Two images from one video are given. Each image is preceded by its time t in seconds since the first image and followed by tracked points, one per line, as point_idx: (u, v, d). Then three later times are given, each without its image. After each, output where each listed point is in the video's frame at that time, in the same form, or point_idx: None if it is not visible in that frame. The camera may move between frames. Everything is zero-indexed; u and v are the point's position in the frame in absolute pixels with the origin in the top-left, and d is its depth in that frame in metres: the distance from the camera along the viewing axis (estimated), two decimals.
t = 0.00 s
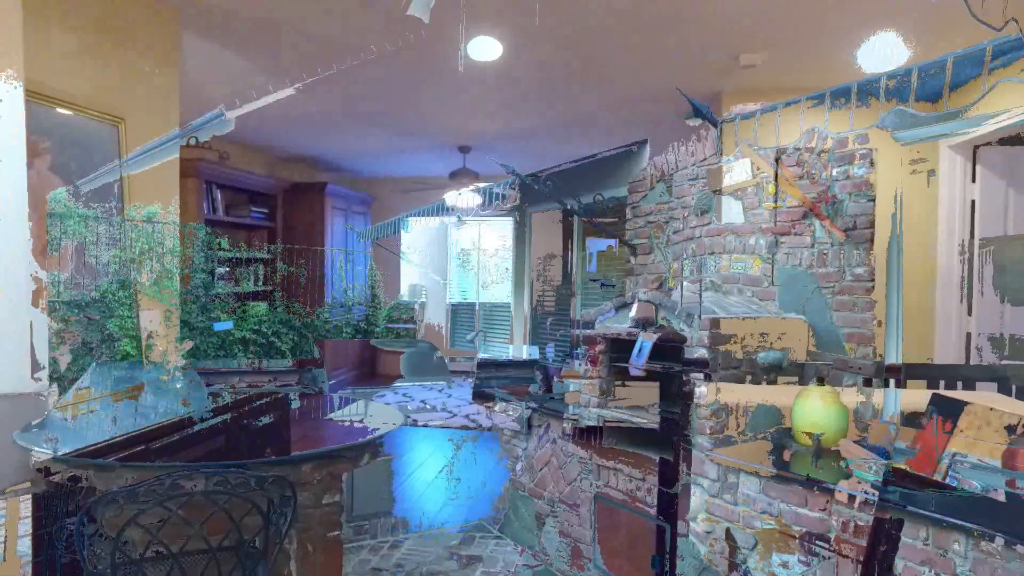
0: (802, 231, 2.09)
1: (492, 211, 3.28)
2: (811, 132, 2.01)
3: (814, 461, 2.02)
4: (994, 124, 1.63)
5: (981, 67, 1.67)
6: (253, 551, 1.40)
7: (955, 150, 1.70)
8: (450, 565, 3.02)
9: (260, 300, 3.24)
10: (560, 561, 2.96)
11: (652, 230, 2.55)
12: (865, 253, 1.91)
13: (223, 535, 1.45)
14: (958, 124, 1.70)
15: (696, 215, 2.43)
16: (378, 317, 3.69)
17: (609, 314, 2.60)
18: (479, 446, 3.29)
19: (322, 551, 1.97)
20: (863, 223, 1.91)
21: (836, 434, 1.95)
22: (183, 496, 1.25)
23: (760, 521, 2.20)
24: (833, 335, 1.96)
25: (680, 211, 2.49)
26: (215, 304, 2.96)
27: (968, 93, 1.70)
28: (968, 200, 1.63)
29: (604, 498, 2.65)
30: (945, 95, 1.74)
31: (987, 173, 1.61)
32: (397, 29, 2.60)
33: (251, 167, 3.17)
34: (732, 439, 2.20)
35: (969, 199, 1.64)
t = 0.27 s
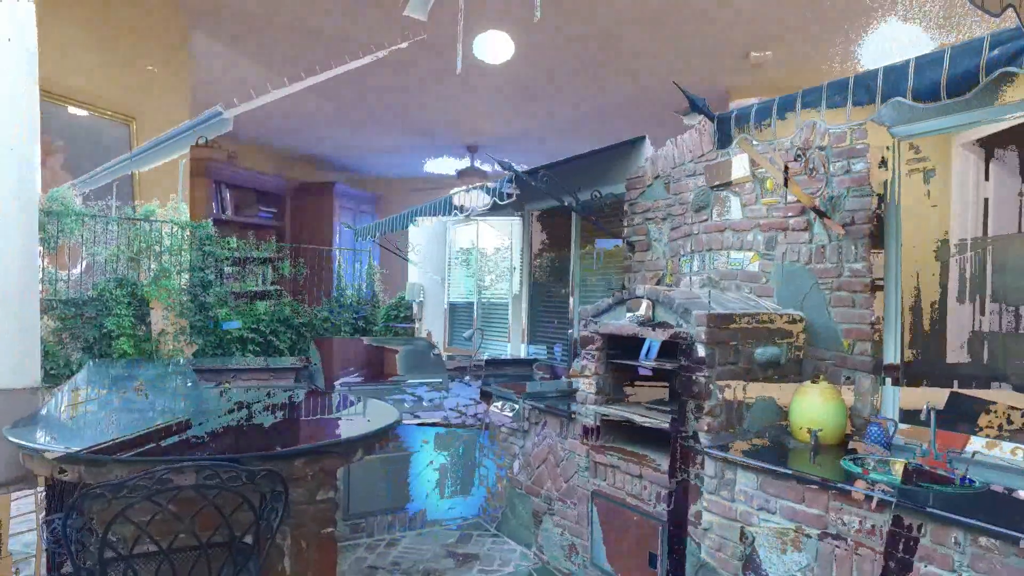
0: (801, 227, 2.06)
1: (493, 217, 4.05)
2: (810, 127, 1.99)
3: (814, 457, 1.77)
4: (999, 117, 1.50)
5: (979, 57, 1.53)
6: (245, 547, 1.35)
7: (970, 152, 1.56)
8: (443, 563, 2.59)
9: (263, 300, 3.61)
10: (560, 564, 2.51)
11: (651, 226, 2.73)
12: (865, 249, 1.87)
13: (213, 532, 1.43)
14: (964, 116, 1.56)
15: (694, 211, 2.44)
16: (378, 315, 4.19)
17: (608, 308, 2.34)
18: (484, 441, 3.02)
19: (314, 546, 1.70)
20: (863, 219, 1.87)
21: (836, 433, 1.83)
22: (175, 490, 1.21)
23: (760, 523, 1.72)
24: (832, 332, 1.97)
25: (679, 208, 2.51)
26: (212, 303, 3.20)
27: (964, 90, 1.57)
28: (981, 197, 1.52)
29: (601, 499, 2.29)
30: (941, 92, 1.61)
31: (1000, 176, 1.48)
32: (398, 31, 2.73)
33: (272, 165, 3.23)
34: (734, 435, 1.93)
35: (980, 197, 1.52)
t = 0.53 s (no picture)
0: (799, 223, 2.03)
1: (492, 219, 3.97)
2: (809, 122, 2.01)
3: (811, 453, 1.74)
4: (998, 110, 1.64)
5: (978, 47, 1.34)
6: (237, 542, 1.35)
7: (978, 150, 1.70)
8: (440, 561, 2.58)
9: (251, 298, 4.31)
10: (557, 562, 2.48)
11: (649, 223, 2.65)
12: (862, 244, 1.86)
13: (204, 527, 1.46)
14: (964, 111, 1.71)
15: (691, 208, 2.42)
16: (375, 315, 5.06)
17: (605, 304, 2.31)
18: (484, 440, 3.07)
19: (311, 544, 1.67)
20: (860, 214, 1.86)
21: (832, 428, 1.82)
22: (166, 486, 1.22)
23: (759, 519, 1.70)
24: (831, 328, 1.95)
25: (676, 204, 2.50)
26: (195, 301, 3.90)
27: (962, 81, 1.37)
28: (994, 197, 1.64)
29: (598, 497, 2.28)
30: (939, 84, 1.40)
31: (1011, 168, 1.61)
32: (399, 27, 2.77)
33: (270, 168, 4.37)
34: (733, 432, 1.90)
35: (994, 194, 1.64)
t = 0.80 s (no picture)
0: (797, 219, 2.01)
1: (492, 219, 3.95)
2: (807, 116, 2.00)
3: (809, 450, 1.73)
4: (999, 104, 1.64)
5: (978, 37, 1.32)
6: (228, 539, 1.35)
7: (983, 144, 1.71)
8: (436, 559, 2.57)
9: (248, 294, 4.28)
10: (555, 560, 2.46)
11: (647, 219, 2.63)
12: (860, 239, 1.85)
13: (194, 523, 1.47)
14: (965, 106, 1.71)
15: (689, 204, 2.41)
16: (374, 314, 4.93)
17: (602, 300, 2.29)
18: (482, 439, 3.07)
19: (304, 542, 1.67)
20: (859, 209, 1.85)
21: (830, 424, 1.80)
22: (154, 479, 1.22)
23: (757, 516, 1.69)
24: (828, 324, 1.93)
25: (673, 200, 2.49)
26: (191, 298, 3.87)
27: (962, 72, 1.36)
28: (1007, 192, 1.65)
29: (595, 494, 2.26)
30: (939, 76, 1.38)
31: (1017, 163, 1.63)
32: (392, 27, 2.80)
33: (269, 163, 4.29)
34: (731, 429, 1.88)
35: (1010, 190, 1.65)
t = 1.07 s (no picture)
0: (796, 215, 2.00)
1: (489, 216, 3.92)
2: (806, 109, 1.99)
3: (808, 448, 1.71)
4: (1000, 97, 1.62)
5: (978, 28, 1.30)
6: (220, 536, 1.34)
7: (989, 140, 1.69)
8: (433, 557, 2.56)
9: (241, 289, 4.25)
10: (552, 558, 2.45)
11: (645, 216, 2.61)
12: (859, 235, 1.83)
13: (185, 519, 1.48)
14: (965, 100, 1.70)
15: (688, 200, 2.39)
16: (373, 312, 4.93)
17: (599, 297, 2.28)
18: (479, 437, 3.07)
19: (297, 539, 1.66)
20: (857, 205, 1.84)
21: (829, 421, 1.79)
22: (139, 475, 1.20)
23: (755, 513, 1.68)
24: (827, 320, 1.91)
25: (671, 197, 2.47)
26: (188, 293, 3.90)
27: (961, 64, 1.34)
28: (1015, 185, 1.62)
29: (591, 491, 2.25)
30: (938, 68, 1.36)
31: None
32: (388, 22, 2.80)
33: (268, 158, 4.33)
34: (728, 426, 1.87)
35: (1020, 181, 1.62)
